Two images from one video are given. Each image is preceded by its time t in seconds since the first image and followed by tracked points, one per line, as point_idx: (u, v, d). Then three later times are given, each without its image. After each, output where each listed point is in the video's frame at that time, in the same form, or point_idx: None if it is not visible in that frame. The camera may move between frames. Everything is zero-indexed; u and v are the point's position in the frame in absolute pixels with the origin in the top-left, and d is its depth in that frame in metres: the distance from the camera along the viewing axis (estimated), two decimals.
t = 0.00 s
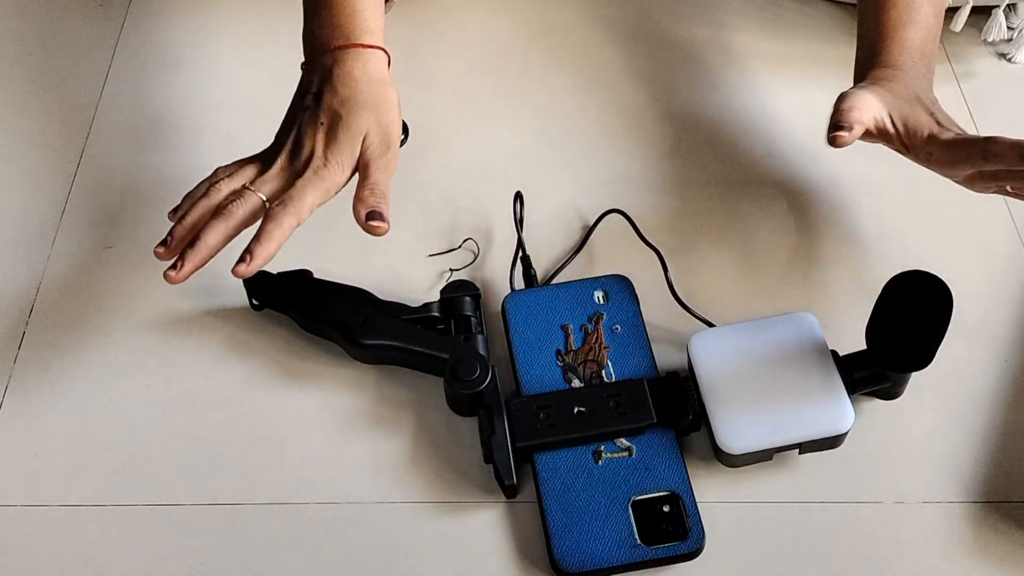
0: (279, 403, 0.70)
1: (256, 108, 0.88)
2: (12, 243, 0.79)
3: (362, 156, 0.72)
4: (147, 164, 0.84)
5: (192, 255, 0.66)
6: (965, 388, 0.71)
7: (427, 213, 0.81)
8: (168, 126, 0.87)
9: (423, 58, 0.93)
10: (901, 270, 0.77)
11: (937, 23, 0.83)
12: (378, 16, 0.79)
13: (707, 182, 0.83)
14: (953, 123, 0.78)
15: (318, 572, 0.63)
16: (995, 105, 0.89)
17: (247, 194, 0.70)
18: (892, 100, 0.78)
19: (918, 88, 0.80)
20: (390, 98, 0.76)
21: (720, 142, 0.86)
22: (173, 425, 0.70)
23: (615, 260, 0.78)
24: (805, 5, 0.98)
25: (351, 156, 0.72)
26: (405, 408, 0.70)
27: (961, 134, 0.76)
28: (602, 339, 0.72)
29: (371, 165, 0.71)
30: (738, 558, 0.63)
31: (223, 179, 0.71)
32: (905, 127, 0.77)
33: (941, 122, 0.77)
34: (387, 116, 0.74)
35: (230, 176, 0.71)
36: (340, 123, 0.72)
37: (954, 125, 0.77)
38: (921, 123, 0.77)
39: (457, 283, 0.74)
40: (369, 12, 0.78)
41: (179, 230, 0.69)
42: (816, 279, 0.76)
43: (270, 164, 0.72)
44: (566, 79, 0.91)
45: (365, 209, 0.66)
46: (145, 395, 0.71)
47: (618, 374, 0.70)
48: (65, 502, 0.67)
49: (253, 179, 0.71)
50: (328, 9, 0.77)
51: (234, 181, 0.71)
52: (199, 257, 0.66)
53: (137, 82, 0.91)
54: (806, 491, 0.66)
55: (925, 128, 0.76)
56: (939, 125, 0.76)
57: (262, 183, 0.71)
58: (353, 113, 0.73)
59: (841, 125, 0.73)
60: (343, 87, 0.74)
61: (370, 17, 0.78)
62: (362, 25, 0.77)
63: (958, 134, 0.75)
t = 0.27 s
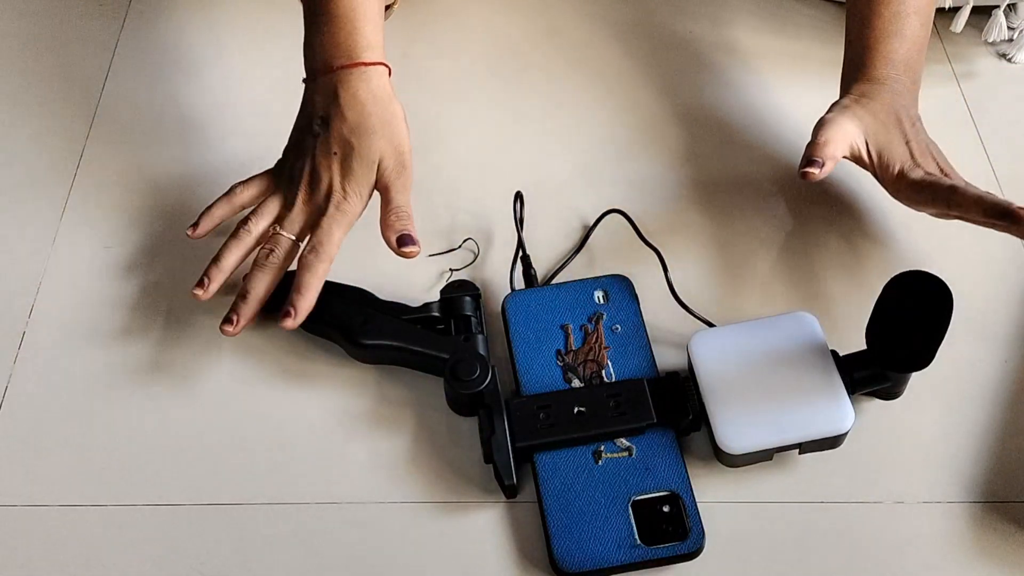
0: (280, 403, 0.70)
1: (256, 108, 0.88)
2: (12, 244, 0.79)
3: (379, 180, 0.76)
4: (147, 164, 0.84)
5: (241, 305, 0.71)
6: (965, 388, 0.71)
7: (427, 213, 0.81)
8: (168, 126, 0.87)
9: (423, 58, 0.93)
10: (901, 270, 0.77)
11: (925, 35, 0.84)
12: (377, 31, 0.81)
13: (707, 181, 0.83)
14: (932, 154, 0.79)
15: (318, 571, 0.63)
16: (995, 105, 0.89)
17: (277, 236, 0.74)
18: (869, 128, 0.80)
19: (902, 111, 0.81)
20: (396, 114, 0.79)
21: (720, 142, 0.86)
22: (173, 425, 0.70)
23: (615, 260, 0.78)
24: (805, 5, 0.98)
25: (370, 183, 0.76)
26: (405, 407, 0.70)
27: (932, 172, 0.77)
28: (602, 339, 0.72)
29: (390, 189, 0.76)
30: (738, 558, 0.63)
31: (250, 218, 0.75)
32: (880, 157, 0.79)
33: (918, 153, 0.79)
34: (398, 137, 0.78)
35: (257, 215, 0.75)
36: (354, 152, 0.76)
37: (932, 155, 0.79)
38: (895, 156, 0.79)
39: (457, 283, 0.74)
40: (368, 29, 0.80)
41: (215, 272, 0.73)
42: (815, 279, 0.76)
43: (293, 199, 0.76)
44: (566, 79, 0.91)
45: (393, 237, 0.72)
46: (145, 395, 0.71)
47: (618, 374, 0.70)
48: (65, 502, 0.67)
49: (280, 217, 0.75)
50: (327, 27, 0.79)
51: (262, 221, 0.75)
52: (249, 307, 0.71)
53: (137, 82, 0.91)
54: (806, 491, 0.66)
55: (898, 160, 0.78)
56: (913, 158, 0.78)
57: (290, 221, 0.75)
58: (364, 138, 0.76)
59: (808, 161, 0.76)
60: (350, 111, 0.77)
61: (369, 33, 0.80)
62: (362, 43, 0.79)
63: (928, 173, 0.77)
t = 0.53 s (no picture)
0: (280, 403, 0.70)
1: (256, 108, 0.88)
2: (11, 244, 0.79)
3: (379, 180, 0.76)
4: (147, 164, 0.84)
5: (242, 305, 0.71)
6: (965, 388, 0.71)
7: (427, 213, 0.81)
8: (168, 126, 0.87)
9: (423, 58, 0.93)
10: (901, 270, 0.77)
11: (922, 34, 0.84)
12: (377, 32, 0.81)
13: (706, 181, 0.83)
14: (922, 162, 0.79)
15: (318, 572, 0.63)
16: (995, 105, 0.89)
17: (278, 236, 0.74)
18: (856, 135, 0.79)
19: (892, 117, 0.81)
20: (396, 114, 0.79)
21: (720, 142, 0.86)
22: (173, 425, 0.70)
23: (615, 260, 0.78)
24: (804, 5, 0.98)
25: (370, 183, 0.76)
26: (405, 407, 0.70)
27: (917, 185, 0.77)
28: (602, 339, 0.72)
29: (390, 189, 0.76)
30: (739, 557, 0.63)
31: (251, 218, 0.75)
32: (866, 164, 0.79)
33: (905, 162, 0.78)
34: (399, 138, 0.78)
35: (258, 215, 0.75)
36: (354, 152, 0.76)
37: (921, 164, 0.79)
38: (881, 164, 0.79)
39: (457, 283, 0.74)
40: (369, 30, 0.80)
41: (216, 273, 0.73)
42: (815, 279, 0.76)
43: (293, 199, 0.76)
44: (566, 78, 0.91)
45: (393, 237, 0.72)
46: (144, 395, 0.71)
47: (618, 374, 0.70)
48: (64, 502, 0.66)
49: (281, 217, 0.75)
50: (327, 28, 0.79)
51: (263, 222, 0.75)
52: (251, 307, 0.71)
53: (137, 82, 0.91)
54: (806, 491, 0.66)
55: (884, 169, 0.78)
56: (900, 167, 0.78)
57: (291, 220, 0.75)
58: (364, 138, 0.76)
59: (791, 174, 0.77)
60: (350, 111, 0.76)
61: (369, 34, 0.80)
62: (362, 44, 0.79)
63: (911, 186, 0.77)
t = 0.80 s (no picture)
0: (280, 403, 0.70)
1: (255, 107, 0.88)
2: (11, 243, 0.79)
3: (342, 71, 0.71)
4: (147, 164, 0.84)
5: (208, 216, 0.63)
6: (965, 388, 0.71)
7: (427, 213, 0.81)
8: (168, 126, 0.87)
9: (422, 58, 0.93)
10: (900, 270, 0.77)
11: None
12: None
13: (706, 181, 0.83)
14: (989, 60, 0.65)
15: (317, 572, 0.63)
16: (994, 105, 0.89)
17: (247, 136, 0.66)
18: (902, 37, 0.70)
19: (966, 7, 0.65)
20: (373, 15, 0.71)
21: (720, 142, 0.86)
22: (172, 425, 0.70)
23: (615, 261, 0.78)
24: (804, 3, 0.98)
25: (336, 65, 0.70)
26: (405, 407, 0.70)
27: (983, 126, 0.64)
28: (602, 339, 0.72)
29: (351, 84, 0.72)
30: (739, 557, 0.63)
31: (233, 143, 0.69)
32: (913, 67, 0.69)
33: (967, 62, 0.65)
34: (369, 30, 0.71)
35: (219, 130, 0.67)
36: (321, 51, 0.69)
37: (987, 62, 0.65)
38: (935, 65, 0.67)
39: (457, 283, 0.74)
40: None
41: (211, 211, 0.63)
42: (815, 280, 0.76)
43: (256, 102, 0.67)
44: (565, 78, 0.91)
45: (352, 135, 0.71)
46: (144, 395, 0.71)
47: (618, 373, 0.70)
48: (64, 502, 0.67)
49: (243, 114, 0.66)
50: None
51: (227, 133, 0.66)
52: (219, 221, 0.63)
53: (137, 81, 0.91)
54: (805, 491, 0.66)
55: (934, 71, 0.67)
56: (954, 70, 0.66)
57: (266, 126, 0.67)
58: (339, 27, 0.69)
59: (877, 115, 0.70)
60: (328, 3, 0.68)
61: None
62: None
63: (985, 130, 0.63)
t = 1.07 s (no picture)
0: (280, 403, 0.70)
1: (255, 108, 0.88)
2: (10, 242, 0.79)
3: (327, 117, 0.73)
4: (146, 164, 0.84)
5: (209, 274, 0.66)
6: (965, 389, 0.71)
7: (427, 213, 0.81)
8: (168, 126, 0.87)
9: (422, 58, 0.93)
10: (901, 270, 0.77)
11: None
12: None
13: (706, 182, 0.83)
14: (1004, 58, 0.66)
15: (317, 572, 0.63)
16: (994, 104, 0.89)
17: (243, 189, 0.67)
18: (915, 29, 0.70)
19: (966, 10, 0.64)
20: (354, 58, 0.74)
21: (720, 142, 0.86)
22: (172, 425, 0.70)
23: (615, 261, 0.78)
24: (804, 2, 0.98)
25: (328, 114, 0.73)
26: (404, 407, 0.70)
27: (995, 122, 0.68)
28: (602, 339, 0.72)
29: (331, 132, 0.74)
30: (739, 558, 0.63)
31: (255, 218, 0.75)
32: (932, 63, 0.71)
33: (981, 61, 0.66)
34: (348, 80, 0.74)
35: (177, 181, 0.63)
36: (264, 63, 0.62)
37: (1003, 60, 0.66)
38: (948, 66, 0.70)
39: (457, 283, 0.74)
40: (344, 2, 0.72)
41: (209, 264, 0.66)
42: (815, 279, 0.76)
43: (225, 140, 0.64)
44: (565, 79, 0.91)
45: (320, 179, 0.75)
46: (143, 395, 0.71)
47: (618, 373, 0.70)
48: (63, 502, 0.67)
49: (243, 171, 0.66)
50: None
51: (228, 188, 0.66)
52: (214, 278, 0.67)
53: (136, 81, 0.91)
54: (805, 491, 0.66)
55: (950, 73, 0.70)
56: (970, 74, 0.68)
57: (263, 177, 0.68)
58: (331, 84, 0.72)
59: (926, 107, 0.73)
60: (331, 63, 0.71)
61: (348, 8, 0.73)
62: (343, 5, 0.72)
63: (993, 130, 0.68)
